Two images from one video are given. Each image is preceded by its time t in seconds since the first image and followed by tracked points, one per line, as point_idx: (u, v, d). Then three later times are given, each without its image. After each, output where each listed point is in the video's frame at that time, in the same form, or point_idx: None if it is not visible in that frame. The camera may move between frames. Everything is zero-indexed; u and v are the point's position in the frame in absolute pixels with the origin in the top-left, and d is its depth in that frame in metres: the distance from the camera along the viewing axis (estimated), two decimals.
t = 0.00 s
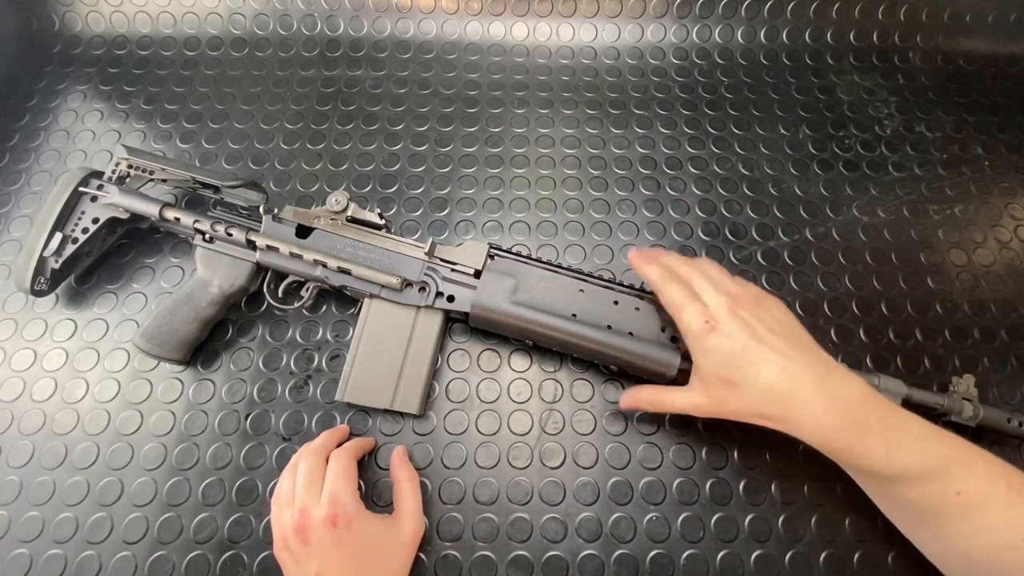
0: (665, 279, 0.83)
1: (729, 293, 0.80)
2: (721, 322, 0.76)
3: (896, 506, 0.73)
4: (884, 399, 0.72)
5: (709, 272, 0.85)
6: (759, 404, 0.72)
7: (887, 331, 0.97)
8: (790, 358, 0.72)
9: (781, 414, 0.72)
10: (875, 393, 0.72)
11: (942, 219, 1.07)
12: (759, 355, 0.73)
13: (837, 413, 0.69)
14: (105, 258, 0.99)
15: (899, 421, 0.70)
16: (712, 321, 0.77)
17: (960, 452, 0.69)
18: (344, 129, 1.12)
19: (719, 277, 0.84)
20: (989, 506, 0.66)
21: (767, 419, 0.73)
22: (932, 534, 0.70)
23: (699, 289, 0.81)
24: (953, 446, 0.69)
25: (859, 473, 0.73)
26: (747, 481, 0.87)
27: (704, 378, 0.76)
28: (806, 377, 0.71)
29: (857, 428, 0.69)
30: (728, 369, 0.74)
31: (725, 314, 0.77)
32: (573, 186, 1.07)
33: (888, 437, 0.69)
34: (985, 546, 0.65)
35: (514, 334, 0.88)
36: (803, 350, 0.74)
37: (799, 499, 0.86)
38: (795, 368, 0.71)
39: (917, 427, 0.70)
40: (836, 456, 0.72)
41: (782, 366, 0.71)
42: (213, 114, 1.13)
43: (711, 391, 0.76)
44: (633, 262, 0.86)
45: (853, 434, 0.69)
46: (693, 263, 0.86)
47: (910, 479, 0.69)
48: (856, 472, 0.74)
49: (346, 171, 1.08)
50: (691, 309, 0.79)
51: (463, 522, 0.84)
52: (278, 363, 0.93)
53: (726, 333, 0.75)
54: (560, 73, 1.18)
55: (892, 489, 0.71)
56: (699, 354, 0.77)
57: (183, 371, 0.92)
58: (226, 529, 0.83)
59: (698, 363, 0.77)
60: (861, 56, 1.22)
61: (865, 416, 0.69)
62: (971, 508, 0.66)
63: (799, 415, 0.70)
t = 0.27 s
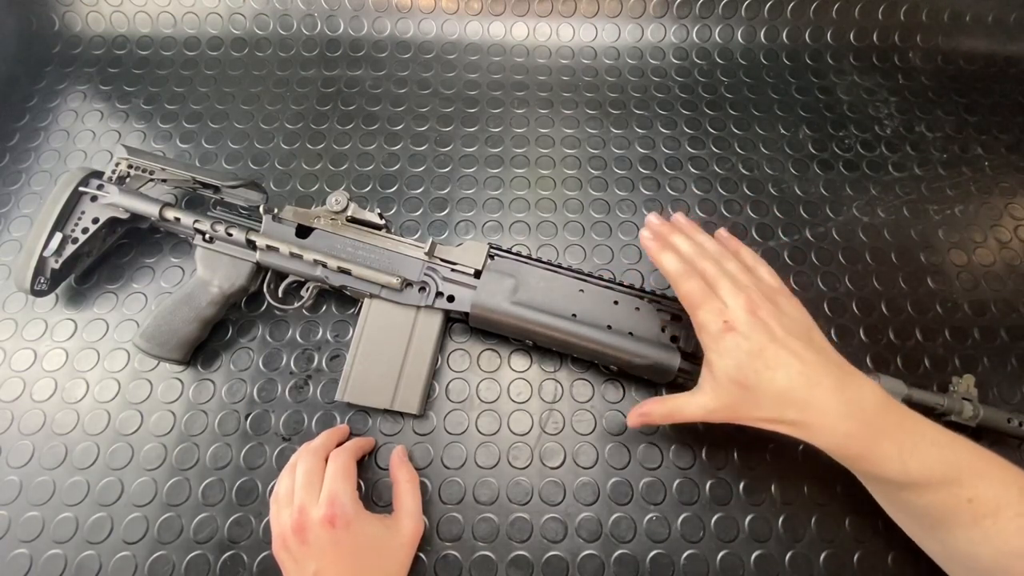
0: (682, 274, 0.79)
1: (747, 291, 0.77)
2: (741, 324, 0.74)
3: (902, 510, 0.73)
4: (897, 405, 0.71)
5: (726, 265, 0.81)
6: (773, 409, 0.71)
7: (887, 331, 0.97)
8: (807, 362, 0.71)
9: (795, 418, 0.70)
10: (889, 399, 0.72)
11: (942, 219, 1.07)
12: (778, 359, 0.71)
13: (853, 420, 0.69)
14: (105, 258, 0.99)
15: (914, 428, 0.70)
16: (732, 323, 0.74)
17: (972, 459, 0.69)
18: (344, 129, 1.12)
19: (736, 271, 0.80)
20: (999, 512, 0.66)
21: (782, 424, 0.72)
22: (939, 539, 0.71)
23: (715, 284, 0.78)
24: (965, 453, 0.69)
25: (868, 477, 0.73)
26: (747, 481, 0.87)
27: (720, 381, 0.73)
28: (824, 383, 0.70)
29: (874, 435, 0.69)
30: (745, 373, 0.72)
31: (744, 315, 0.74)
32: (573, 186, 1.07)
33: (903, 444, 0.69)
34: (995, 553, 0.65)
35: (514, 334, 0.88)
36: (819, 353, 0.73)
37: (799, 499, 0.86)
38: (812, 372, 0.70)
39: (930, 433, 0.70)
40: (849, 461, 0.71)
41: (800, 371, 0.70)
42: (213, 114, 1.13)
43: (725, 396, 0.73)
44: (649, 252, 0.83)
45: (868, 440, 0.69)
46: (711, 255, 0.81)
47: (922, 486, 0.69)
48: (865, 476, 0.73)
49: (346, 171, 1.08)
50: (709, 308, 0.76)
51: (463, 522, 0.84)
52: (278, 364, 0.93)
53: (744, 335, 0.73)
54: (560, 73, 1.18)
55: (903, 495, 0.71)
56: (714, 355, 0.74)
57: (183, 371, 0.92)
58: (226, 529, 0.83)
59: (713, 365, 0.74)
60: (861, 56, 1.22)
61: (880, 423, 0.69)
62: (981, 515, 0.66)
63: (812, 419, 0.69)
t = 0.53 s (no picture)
0: (679, 270, 0.79)
1: (745, 289, 0.77)
2: (738, 320, 0.74)
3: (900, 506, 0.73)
4: (894, 401, 0.71)
5: (722, 263, 0.81)
6: (771, 404, 0.71)
7: (887, 330, 0.97)
8: (805, 358, 0.71)
9: (793, 414, 0.71)
10: (887, 396, 0.72)
11: (942, 219, 1.07)
12: (775, 355, 0.71)
13: (852, 415, 0.69)
14: (105, 258, 0.99)
15: (911, 424, 0.70)
16: (730, 319, 0.74)
17: (969, 455, 0.69)
18: (344, 129, 1.12)
19: (733, 270, 0.80)
20: (997, 508, 0.66)
21: (780, 420, 0.72)
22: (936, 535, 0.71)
23: (713, 281, 0.78)
24: (962, 449, 0.69)
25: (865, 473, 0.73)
26: (747, 481, 0.87)
27: (717, 377, 0.74)
28: (823, 379, 0.70)
29: (872, 430, 0.69)
30: (743, 368, 0.72)
31: (742, 311, 0.74)
32: (573, 186, 1.07)
33: (901, 439, 0.69)
34: (993, 549, 0.65)
35: (513, 334, 0.88)
36: (816, 350, 0.73)
37: (799, 499, 0.86)
38: (810, 368, 0.70)
39: (927, 429, 0.70)
40: (846, 456, 0.71)
41: (798, 367, 0.70)
42: (213, 114, 1.13)
43: (722, 392, 0.73)
44: (643, 250, 0.83)
45: (865, 435, 0.69)
46: (707, 253, 0.81)
47: (920, 482, 0.69)
48: (862, 472, 0.73)
49: (346, 171, 1.08)
50: (707, 304, 0.76)
51: (463, 522, 0.84)
52: (278, 363, 0.93)
53: (742, 331, 0.73)
54: (560, 73, 1.18)
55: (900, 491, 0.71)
56: (713, 351, 0.74)
57: (183, 371, 0.92)
58: (226, 529, 0.83)
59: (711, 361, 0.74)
60: (861, 56, 1.22)
61: (878, 419, 0.69)
62: (978, 511, 0.66)
63: (810, 415, 0.70)
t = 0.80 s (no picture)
0: (680, 266, 0.79)
1: (745, 284, 0.77)
2: (739, 315, 0.74)
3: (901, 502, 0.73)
4: (896, 397, 0.71)
5: (722, 260, 0.81)
6: (772, 399, 0.71)
7: (887, 330, 0.97)
8: (806, 353, 0.71)
9: (794, 409, 0.71)
10: (888, 391, 0.72)
11: (942, 219, 1.07)
12: (776, 349, 0.71)
13: (852, 410, 0.69)
14: (105, 258, 0.99)
15: (912, 420, 0.70)
16: (730, 313, 0.74)
17: (970, 451, 0.69)
18: (344, 129, 1.12)
19: (733, 267, 0.80)
20: (998, 504, 0.66)
21: (781, 415, 0.72)
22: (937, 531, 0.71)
23: (714, 278, 0.78)
24: (963, 445, 0.70)
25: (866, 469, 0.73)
26: (747, 481, 0.87)
27: (718, 372, 0.74)
28: (824, 374, 0.70)
29: (872, 425, 0.69)
30: (744, 363, 0.72)
31: (742, 306, 0.75)
32: (573, 186, 1.07)
33: (901, 434, 0.69)
34: (992, 546, 0.65)
35: (513, 334, 0.88)
36: (817, 345, 0.73)
37: (799, 499, 0.86)
38: (812, 363, 0.70)
39: (928, 425, 0.70)
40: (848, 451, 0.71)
41: (800, 361, 0.70)
42: (213, 114, 1.13)
43: (724, 386, 0.73)
44: (644, 247, 0.83)
45: (866, 430, 0.69)
46: (707, 251, 0.82)
47: (921, 478, 0.69)
48: (863, 467, 0.73)
49: (346, 171, 1.08)
50: (708, 300, 0.76)
51: (463, 522, 0.84)
52: (278, 363, 0.93)
53: (743, 326, 0.73)
54: (560, 73, 1.18)
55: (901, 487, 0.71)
56: (714, 346, 0.74)
57: (183, 371, 0.92)
58: (226, 529, 0.83)
59: (713, 356, 0.75)
60: (861, 56, 1.22)
61: (879, 414, 0.69)
62: (979, 507, 0.66)
63: (811, 409, 0.70)
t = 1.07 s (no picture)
0: (714, 254, 0.80)
1: (778, 274, 0.78)
2: (773, 302, 0.75)
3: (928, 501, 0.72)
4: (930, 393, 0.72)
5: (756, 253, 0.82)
6: (805, 388, 0.71)
7: (887, 330, 0.97)
8: (840, 343, 0.72)
9: (827, 397, 0.70)
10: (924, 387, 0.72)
11: (942, 219, 1.07)
12: (811, 337, 0.72)
13: (889, 401, 0.69)
14: (105, 258, 0.99)
15: (947, 416, 0.70)
16: (764, 300, 0.75)
17: (1001, 451, 0.69)
18: (344, 129, 1.12)
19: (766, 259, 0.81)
20: None
21: (812, 404, 0.72)
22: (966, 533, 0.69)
23: (746, 263, 0.79)
24: (994, 445, 0.70)
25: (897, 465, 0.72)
26: (747, 481, 0.87)
27: (750, 359, 0.74)
28: (859, 364, 0.70)
29: (909, 417, 0.68)
30: (777, 349, 0.72)
31: (776, 294, 0.75)
32: (573, 186, 1.07)
33: (937, 429, 0.69)
34: None
35: (514, 334, 0.88)
36: (851, 336, 0.73)
37: (799, 499, 0.86)
38: (846, 353, 0.71)
39: (961, 423, 0.70)
40: (881, 445, 0.70)
41: (834, 350, 0.71)
42: (213, 114, 1.13)
43: (756, 374, 0.73)
44: (671, 228, 0.84)
45: (901, 422, 0.68)
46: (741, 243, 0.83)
47: (954, 475, 0.68)
48: (893, 463, 0.72)
49: (345, 171, 1.08)
50: (741, 284, 0.77)
51: (463, 522, 0.84)
52: (278, 364, 0.93)
53: (776, 312, 0.74)
54: (560, 73, 1.18)
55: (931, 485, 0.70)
56: (745, 332, 0.75)
57: (183, 371, 0.92)
58: (225, 529, 0.83)
59: (745, 344, 0.75)
60: (861, 56, 1.22)
61: (915, 407, 0.69)
62: (1010, 506, 0.66)
63: (846, 398, 0.69)
